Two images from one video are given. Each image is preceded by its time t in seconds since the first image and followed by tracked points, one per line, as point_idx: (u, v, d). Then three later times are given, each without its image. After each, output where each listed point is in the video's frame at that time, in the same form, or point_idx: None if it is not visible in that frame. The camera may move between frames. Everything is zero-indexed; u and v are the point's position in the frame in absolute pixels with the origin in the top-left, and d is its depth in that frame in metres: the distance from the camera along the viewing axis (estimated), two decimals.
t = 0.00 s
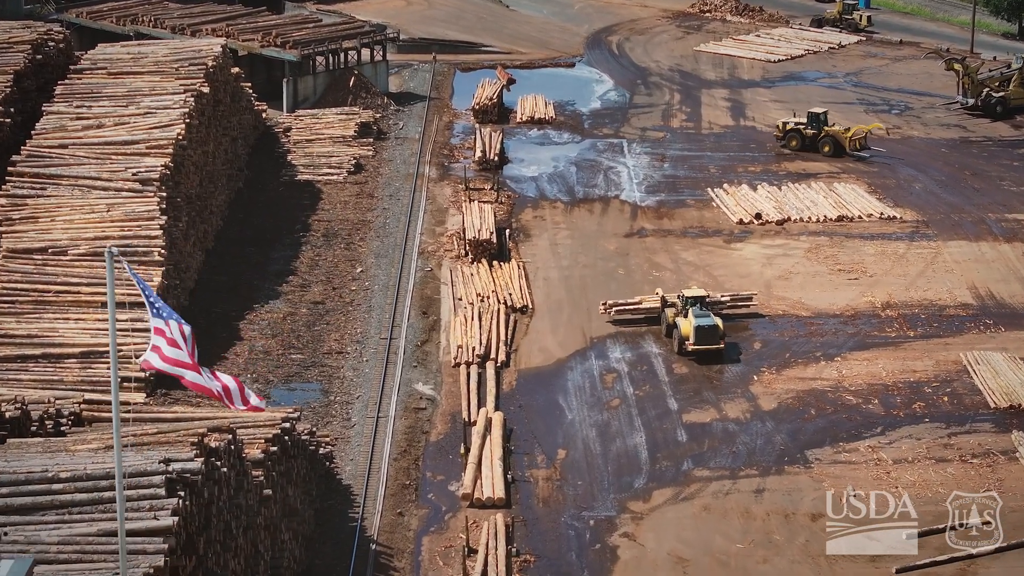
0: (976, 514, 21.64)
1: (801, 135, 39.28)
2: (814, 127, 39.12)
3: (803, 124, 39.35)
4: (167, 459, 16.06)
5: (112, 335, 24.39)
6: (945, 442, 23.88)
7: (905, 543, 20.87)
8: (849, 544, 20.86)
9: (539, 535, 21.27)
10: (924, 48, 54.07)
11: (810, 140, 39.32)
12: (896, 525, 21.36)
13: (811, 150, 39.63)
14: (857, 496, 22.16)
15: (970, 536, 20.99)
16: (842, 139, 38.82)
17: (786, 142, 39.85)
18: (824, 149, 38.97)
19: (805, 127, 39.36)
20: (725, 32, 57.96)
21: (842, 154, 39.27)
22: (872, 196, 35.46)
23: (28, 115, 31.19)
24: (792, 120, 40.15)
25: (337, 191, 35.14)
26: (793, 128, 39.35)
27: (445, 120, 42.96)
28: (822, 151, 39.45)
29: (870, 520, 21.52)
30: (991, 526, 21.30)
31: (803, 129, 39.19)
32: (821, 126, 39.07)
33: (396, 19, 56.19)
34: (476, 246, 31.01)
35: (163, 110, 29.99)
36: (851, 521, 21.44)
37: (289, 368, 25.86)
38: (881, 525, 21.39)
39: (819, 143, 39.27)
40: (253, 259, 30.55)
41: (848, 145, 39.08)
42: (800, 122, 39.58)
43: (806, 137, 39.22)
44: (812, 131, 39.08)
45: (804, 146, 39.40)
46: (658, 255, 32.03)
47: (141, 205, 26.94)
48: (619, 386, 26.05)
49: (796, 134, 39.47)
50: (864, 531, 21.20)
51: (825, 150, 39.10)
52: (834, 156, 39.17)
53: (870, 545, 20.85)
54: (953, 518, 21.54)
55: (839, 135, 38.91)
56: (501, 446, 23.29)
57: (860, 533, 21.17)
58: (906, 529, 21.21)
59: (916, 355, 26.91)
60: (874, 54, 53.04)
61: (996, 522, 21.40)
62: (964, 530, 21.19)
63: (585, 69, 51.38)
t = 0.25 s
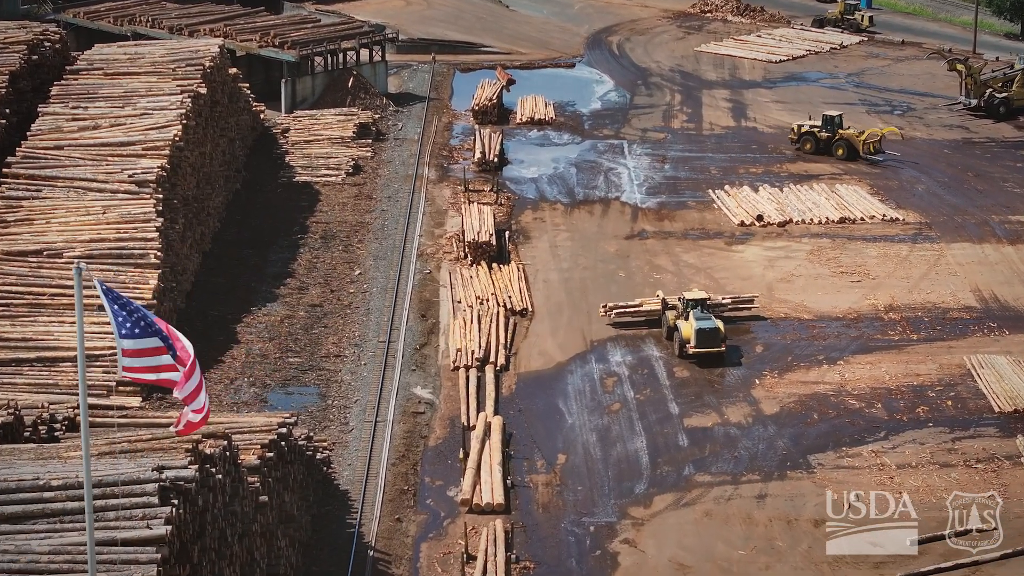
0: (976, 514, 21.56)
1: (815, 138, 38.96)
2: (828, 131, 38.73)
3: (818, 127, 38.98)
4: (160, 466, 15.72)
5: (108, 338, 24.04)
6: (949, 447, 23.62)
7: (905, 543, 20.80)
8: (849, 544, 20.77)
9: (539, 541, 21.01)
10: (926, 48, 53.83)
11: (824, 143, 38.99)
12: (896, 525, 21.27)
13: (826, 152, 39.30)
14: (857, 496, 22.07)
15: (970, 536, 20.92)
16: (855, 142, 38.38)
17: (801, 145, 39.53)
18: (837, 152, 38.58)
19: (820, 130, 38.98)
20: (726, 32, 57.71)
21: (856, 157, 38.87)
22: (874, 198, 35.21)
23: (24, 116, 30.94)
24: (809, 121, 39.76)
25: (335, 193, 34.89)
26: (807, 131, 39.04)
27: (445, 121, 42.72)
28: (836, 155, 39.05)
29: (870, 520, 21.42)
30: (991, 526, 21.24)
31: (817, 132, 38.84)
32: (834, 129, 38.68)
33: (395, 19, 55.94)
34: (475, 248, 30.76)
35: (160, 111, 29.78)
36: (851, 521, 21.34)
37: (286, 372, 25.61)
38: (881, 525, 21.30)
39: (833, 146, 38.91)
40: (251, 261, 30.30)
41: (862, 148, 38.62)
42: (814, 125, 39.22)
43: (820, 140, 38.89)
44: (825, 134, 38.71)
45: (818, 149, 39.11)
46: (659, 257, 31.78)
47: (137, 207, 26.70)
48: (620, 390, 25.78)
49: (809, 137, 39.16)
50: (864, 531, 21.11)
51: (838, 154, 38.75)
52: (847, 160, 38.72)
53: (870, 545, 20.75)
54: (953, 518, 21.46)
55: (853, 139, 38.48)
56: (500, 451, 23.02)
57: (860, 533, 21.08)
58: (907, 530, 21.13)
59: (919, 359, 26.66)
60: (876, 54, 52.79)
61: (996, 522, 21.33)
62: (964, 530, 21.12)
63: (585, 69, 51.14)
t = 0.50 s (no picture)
0: (976, 513, 21.47)
1: (829, 142, 38.51)
2: (842, 134, 38.26)
3: (832, 130, 38.51)
4: (153, 474, 15.48)
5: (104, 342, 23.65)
6: (953, 451, 23.36)
7: (905, 543, 20.70)
8: (850, 544, 20.67)
9: (539, 547, 20.75)
10: (928, 49, 53.61)
11: (838, 147, 38.53)
12: (896, 525, 21.17)
13: (841, 156, 38.83)
14: (856, 496, 21.99)
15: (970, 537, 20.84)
16: (869, 145, 37.88)
17: (816, 148, 39.10)
18: (851, 156, 38.10)
19: (834, 133, 38.50)
20: (727, 33, 57.47)
21: (870, 160, 38.35)
22: (877, 199, 34.97)
23: (19, 117, 30.68)
24: (824, 124, 39.30)
25: (333, 195, 34.64)
26: (821, 135, 38.62)
27: (444, 122, 42.48)
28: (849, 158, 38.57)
29: (870, 520, 21.31)
30: (991, 526, 21.15)
31: (830, 135, 38.40)
32: (849, 132, 38.21)
33: (394, 19, 55.70)
34: (475, 250, 30.52)
35: (156, 112, 29.59)
36: (852, 521, 21.22)
37: (284, 376, 25.35)
38: (882, 525, 21.19)
39: (847, 149, 38.44)
40: (249, 263, 30.05)
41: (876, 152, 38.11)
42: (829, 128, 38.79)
43: (833, 143, 38.43)
44: (840, 137, 38.25)
45: (832, 152, 38.65)
46: (660, 260, 31.52)
47: (133, 209, 26.46)
48: (621, 394, 25.53)
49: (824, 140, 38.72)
50: (864, 531, 21.01)
51: (852, 157, 38.26)
52: (861, 163, 38.22)
53: (871, 545, 20.66)
54: (954, 519, 21.35)
55: (867, 142, 37.97)
56: (500, 456, 22.76)
57: (860, 534, 20.96)
58: (906, 531, 21.02)
59: (922, 362, 26.41)
60: (878, 55, 52.57)
61: (996, 523, 21.23)
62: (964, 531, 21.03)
63: (585, 70, 50.90)
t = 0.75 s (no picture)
0: (976, 513, 21.36)
1: (844, 144, 38.08)
2: (857, 136, 37.79)
3: (848, 133, 38.11)
4: (146, 482, 15.27)
5: (99, 345, 23.43)
6: (957, 456, 23.11)
7: (905, 544, 20.58)
8: (850, 544, 20.58)
9: (538, 553, 20.50)
10: (931, 49, 53.37)
11: (853, 150, 38.05)
12: (896, 525, 21.06)
13: (856, 160, 38.28)
14: (856, 496, 21.90)
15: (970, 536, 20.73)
16: (883, 148, 37.27)
17: (831, 152, 38.64)
18: (865, 159, 37.55)
19: (849, 136, 38.08)
20: (728, 33, 57.22)
21: (884, 165, 37.74)
22: (879, 201, 34.72)
23: (14, 118, 30.45)
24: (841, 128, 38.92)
25: (331, 195, 34.39)
26: (837, 137, 38.25)
27: (443, 122, 42.23)
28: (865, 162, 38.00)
29: (870, 520, 21.21)
30: (991, 526, 21.04)
31: (845, 138, 37.98)
32: (864, 135, 37.69)
33: (393, 19, 55.47)
34: (474, 252, 30.27)
35: (153, 112, 29.35)
36: (852, 521, 21.13)
37: (281, 379, 25.09)
38: (882, 525, 21.09)
39: (862, 153, 37.90)
40: (246, 265, 29.79)
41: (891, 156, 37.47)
42: (845, 131, 38.32)
43: (848, 146, 37.99)
44: (854, 139, 37.75)
45: (847, 156, 38.16)
46: (660, 261, 31.27)
47: (129, 211, 26.21)
48: (622, 397, 25.27)
49: (839, 143, 38.27)
50: (865, 530, 20.92)
51: (866, 160, 37.68)
52: (875, 167, 37.62)
53: (871, 545, 20.57)
54: (954, 518, 21.24)
55: (881, 145, 37.37)
56: (499, 460, 22.50)
57: (861, 534, 20.87)
58: (906, 530, 20.92)
59: (926, 365, 26.16)
60: (880, 55, 52.32)
61: (996, 523, 21.12)
62: (964, 530, 20.93)
63: (585, 70, 50.65)
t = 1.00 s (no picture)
0: (976, 514, 21.23)
1: (858, 147, 37.67)
2: (872, 139, 37.36)
3: (863, 136, 37.70)
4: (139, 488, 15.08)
5: (95, 348, 23.20)
6: (962, 460, 22.85)
7: (906, 545, 20.44)
8: (850, 544, 20.48)
9: (538, 558, 20.23)
10: (933, 49, 53.12)
11: (867, 153, 37.63)
12: (896, 525, 20.94)
13: (871, 164, 37.84)
14: (859, 499, 21.72)
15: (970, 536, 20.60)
16: (898, 152, 36.82)
17: (846, 154, 38.26)
18: (879, 163, 37.13)
19: (864, 139, 37.66)
20: (729, 32, 56.97)
21: (899, 169, 37.28)
22: (882, 202, 34.48)
23: (10, 118, 30.22)
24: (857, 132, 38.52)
25: (330, 196, 34.16)
26: (851, 140, 37.84)
27: (443, 123, 41.99)
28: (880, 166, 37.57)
29: (870, 520, 21.10)
30: (991, 526, 20.91)
31: (860, 140, 37.57)
32: (879, 138, 37.25)
33: (393, 19, 55.23)
34: (473, 254, 30.02)
35: (150, 112, 29.11)
36: (851, 521, 21.02)
37: (278, 382, 24.83)
38: (882, 525, 20.97)
39: (876, 156, 37.46)
40: (244, 267, 29.54)
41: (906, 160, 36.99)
42: (861, 134, 37.91)
43: (863, 149, 37.58)
44: (869, 143, 37.34)
45: (861, 159, 37.73)
46: (662, 263, 31.02)
47: (126, 212, 25.96)
48: (623, 401, 25.02)
49: (854, 145, 37.89)
50: (865, 530, 20.81)
51: (880, 164, 37.25)
52: (889, 171, 37.17)
53: (871, 544, 20.47)
54: (953, 518, 21.11)
55: (896, 149, 36.97)
56: (499, 464, 22.23)
57: (860, 534, 20.76)
58: (906, 530, 20.80)
59: (930, 368, 25.91)
60: (883, 55, 52.08)
61: (996, 523, 20.99)
62: (964, 530, 20.80)
63: (586, 70, 50.41)
